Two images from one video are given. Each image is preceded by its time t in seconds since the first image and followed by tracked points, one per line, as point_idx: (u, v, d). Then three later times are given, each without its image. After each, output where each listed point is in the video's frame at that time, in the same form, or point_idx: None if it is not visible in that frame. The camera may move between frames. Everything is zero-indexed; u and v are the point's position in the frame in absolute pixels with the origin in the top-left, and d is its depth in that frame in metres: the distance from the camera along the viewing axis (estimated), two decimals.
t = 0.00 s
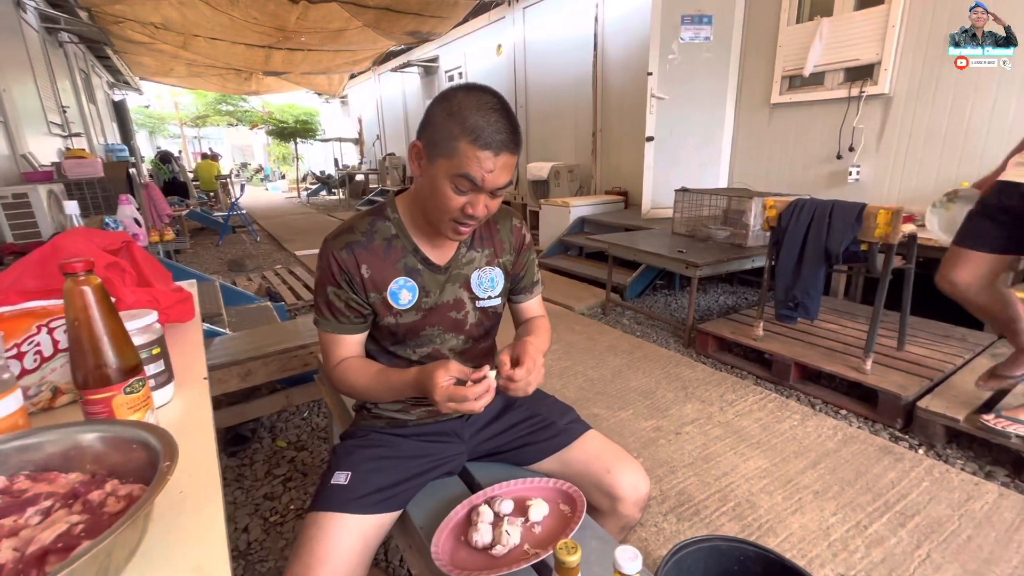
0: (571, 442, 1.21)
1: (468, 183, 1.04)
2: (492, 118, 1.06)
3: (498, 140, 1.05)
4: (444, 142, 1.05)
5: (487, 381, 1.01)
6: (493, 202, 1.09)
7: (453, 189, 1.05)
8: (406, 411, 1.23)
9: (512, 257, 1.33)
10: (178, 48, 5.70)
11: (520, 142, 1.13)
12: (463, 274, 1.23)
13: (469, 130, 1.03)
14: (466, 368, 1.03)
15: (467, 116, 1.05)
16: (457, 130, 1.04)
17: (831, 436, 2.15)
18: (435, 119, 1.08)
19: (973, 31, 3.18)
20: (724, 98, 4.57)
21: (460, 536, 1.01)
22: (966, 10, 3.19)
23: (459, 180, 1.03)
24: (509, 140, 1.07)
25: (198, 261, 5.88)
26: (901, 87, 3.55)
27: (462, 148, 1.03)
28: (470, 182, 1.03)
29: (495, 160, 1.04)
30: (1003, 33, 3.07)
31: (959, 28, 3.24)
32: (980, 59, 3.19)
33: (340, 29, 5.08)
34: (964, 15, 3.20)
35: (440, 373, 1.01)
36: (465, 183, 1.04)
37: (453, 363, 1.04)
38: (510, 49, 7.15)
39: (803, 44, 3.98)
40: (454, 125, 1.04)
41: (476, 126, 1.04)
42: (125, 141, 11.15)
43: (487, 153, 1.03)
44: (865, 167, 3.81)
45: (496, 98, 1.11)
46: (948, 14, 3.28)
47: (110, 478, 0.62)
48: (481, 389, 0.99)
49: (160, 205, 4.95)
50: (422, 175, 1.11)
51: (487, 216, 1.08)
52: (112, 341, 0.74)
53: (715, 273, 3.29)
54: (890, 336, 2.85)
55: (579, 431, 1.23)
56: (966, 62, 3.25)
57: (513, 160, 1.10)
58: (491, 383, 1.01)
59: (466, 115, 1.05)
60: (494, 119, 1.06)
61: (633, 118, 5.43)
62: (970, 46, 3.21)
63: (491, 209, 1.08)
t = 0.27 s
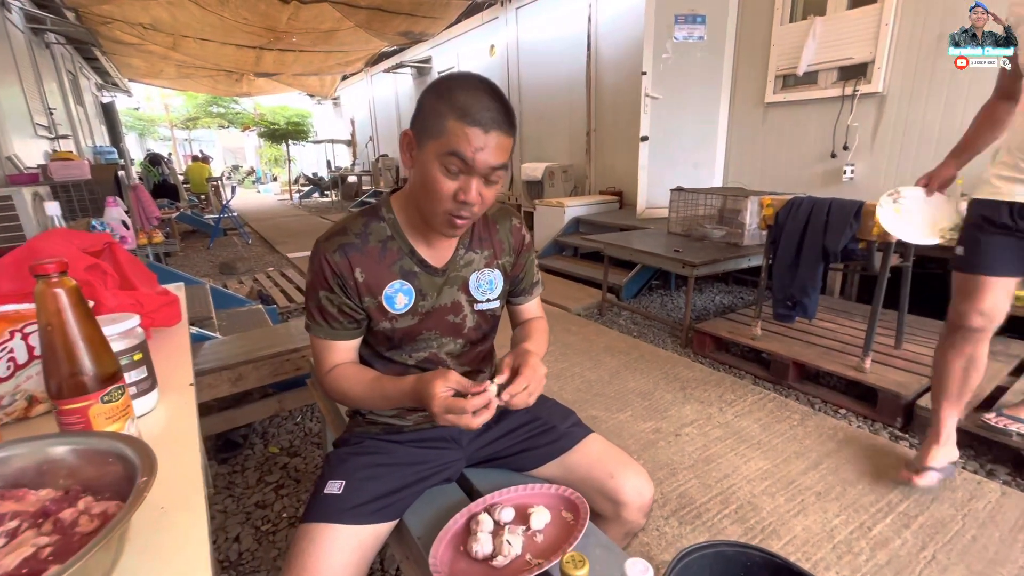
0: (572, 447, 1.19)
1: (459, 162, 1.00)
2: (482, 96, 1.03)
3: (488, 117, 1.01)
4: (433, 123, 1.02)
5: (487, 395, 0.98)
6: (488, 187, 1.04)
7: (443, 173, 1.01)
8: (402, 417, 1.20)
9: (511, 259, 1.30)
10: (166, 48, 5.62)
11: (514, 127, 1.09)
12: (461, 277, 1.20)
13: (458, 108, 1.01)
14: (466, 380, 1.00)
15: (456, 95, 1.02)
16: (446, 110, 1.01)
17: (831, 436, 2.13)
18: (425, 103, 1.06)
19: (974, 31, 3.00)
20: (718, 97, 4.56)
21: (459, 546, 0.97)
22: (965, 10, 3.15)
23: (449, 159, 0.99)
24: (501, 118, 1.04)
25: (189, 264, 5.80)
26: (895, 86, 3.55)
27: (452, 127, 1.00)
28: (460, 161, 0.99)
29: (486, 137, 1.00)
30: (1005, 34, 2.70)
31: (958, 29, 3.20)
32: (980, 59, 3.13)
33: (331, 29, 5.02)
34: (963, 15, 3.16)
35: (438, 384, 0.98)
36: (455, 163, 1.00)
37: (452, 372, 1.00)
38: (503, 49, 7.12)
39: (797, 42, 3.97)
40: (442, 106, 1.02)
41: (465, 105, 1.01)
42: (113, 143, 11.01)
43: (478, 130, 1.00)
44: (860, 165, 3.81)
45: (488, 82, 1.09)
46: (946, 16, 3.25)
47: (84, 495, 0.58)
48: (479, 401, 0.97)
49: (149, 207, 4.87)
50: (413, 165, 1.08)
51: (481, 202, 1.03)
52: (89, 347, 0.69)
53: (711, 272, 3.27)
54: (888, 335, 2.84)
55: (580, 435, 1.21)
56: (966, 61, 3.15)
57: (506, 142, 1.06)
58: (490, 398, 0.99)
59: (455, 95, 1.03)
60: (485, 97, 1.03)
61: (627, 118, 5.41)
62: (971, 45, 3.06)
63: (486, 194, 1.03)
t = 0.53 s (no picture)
0: (579, 450, 1.16)
1: (451, 130, 1.03)
2: (473, 71, 1.07)
3: (479, 88, 1.05)
4: (427, 99, 1.06)
5: (496, 412, 0.96)
6: (484, 158, 1.05)
7: (438, 146, 1.04)
8: (405, 421, 1.17)
9: (519, 260, 1.28)
10: (169, 53, 5.63)
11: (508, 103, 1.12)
12: (466, 278, 1.18)
13: (448, 81, 1.05)
14: (475, 391, 0.97)
15: (446, 70, 1.07)
16: (438, 84, 1.05)
17: (841, 437, 2.09)
18: (418, 87, 1.10)
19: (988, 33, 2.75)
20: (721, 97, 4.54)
21: (464, 552, 0.95)
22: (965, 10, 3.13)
23: (442, 129, 1.03)
24: (491, 89, 1.07)
25: (191, 267, 5.80)
26: (899, 84, 3.52)
27: (443, 98, 1.04)
28: (453, 129, 1.03)
29: (477, 106, 1.03)
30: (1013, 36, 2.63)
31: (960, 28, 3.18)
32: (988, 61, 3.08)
33: (333, 32, 5.02)
34: (964, 15, 3.14)
35: (446, 394, 0.96)
36: (448, 133, 1.03)
37: (461, 381, 0.98)
38: (505, 52, 7.12)
39: (800, 42, 3.94)
40: (434, 82, 1.06)
41: (456, 77, 1.05)
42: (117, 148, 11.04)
43: (468, 99, 1.03)
44: (865, 164, 3.78)
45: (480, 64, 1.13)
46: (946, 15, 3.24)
47: (73, 501, 0.56)
48: (487, 417, 0.95)
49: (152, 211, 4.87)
50: (411, 150, 1.11)
51: (478, 173, 1.04)
52: (81, 348, 0.67)
53: (716, 272, 3.24)
54: (896, 335, 2.80)
55: (587, 438, 1.18)
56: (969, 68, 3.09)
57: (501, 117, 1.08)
58: (501, 414, 0.97)
59: (446, 70, 1.07)
60: (474, 71, 1.07)
61: (630, 119, 5.39)
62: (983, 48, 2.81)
63: (481, 165, 1.04)
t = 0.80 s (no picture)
0: (582, 453, 1.16)
1: (455, 131, 1.03)
2: (477, 72, 1.07)
3: (483, 88, 1.06)
4: (431, 101, 1.06)
5: (504, 420, 0.95)
6: (488, 159, 1.05)
7: (443, 146, 1.04)
8: (409, 425, 1.17)
9: (523, 264, 1.28)
10: (169, 56, 5.64)
11: (512, 103, 1.12)
12: (471, 283, 1.18)
13: (452, 82, 1.05)
14: (483, 398, 0.97)
15: (449, 71, 1.07)
16: (442, 85, 1.06)
17: (843, 438, 2.09)
18: (422, 89, 1.10)
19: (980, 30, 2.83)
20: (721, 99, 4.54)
21: (469, 555, 0.95)
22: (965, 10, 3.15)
23: (447, 129, 1.03)
24: (495, 90, 1.07)
25: (191, 270, 5.79)
26: (898, 86, 3.53)
27: (447, 100, 1.04)
28: (457, 130, 1.03)
29: (482, 106, 1.04)
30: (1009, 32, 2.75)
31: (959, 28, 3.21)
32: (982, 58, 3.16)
33: (333, 35, 5.03)
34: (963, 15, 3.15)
35: (455, 403, 0.96)
36: (452, 134, 1.03)
37: (469, 389, 0.98)
38: (504, 54, 7.13)
39: (799, 43, 3.95)
40: (438, 83, 1.07)
41: (460, 78, 1.05)
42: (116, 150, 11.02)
43: (472, 99, 1.03)
44: (864, 165, 3.79)
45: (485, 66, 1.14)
46: (944, 17, 3.26)
47: (81, 508, 0.56)
48: (494, 426, 0.94)
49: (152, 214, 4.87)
50: (415, 153, 1.10)
51: (483, 174, 1.04)
52: (87, 353, 0.67)
53: (717, 274, 3.24)
54: (897, 335, 2.80)
55: (592, 441, 1.18)
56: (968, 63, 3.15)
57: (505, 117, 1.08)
58: (508, 419, 0.96)
59: (450, 71, 1.07)
60: (478, 72, 1.08)
61: (629, 121, 5.40)
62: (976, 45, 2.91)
63: (486, 165, 1.04)
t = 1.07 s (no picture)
0: (583, 453, 1.16)
1: (452, 131, 1.03)
2: (474, 72, 1.07)
3: (480, 88, 1.05)
4: (428, 101, 1.06)
5: (501, 424, 0.95)
6: (486, 158, 1.05)
7: (439, 146, 1.04)
8: (409, 425, 1.17)
9: (522, 263, 1.28)
10: (167, 57, 5.63)
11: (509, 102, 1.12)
12: (470, 282, 1.18)
13: (448, 81, 1.05)
14: (482, 400, 0.96)
15: (446, 71, 1.07)
16: (438, 85, 1.05)
17: (843, 438, 2.09)
18: (418, 89, 1.10)
19: (973, 31, 3.16)
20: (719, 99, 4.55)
21: (470, 556, 0.94)
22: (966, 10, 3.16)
23: (443, 129, 1.03)
24: (491, 90, 1.07)
25: (190, 271, 5.78)
26: (896, 86, 3.54)
27: (443, 99, 1.04)
28: (453, 130, 1.03)
29: (479, 106, 1.04)
30: (1003, 33, 3.05)
31: (959, 28, 3.22)
32: (980, 60, 3.17)
33: (331, 36, 5.03)
34: (964, 15, 3.17)
35: (453, 406, 0.96)
36: (449, 134, 1.03)
37: (468, 391, 0.98)
38: (502, 55, 7.13)
39: (797, 44, 3.96)
40: (434, 83, 1.07)
41: (457, 78, 1.05)
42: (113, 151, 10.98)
43: (469, 99, 1.03)
44: (862, 165, 3.80)
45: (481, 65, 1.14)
46: (942, 18, 3.28)
47: (81, 509, 0.55)
48: (493, 428, 0.94)
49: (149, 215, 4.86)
50: (412, 153, 1.10)
51: (480, 174, 1.04)
52: (86, 354, 0.67)
53: (716, 274, 3.24)
54: (896, 335, 2.81)
55: (592, 441, 1.18)
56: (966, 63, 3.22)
57: (502, 117, 1.08)
58: (506, 423, 0.95)
59: (447, 71, 1.07)
60: (475, 71, 1.08)
61: (628, 121, 5.41)
62: (970, 46, 3.19)
63: (484, 165, 1.04)
